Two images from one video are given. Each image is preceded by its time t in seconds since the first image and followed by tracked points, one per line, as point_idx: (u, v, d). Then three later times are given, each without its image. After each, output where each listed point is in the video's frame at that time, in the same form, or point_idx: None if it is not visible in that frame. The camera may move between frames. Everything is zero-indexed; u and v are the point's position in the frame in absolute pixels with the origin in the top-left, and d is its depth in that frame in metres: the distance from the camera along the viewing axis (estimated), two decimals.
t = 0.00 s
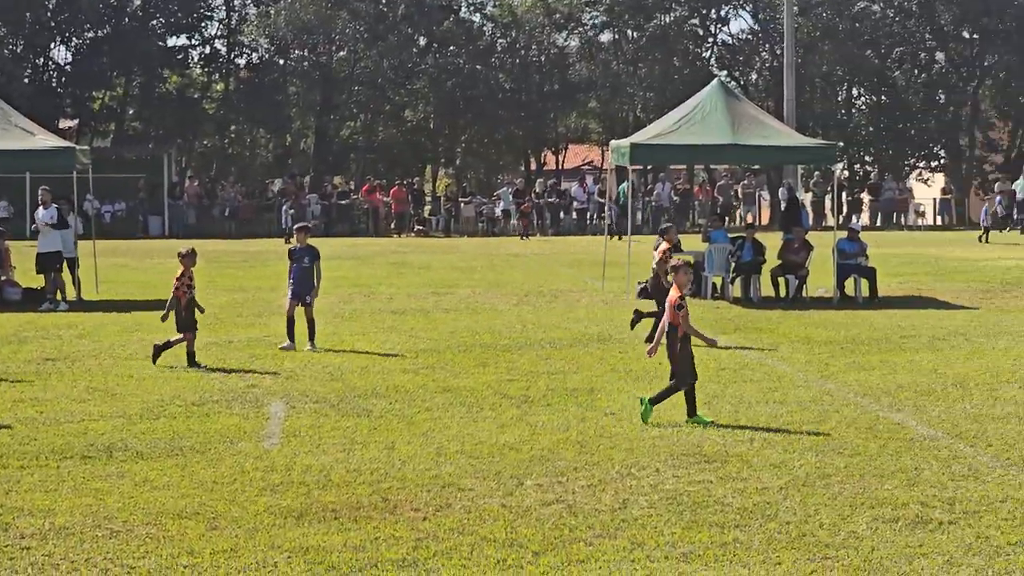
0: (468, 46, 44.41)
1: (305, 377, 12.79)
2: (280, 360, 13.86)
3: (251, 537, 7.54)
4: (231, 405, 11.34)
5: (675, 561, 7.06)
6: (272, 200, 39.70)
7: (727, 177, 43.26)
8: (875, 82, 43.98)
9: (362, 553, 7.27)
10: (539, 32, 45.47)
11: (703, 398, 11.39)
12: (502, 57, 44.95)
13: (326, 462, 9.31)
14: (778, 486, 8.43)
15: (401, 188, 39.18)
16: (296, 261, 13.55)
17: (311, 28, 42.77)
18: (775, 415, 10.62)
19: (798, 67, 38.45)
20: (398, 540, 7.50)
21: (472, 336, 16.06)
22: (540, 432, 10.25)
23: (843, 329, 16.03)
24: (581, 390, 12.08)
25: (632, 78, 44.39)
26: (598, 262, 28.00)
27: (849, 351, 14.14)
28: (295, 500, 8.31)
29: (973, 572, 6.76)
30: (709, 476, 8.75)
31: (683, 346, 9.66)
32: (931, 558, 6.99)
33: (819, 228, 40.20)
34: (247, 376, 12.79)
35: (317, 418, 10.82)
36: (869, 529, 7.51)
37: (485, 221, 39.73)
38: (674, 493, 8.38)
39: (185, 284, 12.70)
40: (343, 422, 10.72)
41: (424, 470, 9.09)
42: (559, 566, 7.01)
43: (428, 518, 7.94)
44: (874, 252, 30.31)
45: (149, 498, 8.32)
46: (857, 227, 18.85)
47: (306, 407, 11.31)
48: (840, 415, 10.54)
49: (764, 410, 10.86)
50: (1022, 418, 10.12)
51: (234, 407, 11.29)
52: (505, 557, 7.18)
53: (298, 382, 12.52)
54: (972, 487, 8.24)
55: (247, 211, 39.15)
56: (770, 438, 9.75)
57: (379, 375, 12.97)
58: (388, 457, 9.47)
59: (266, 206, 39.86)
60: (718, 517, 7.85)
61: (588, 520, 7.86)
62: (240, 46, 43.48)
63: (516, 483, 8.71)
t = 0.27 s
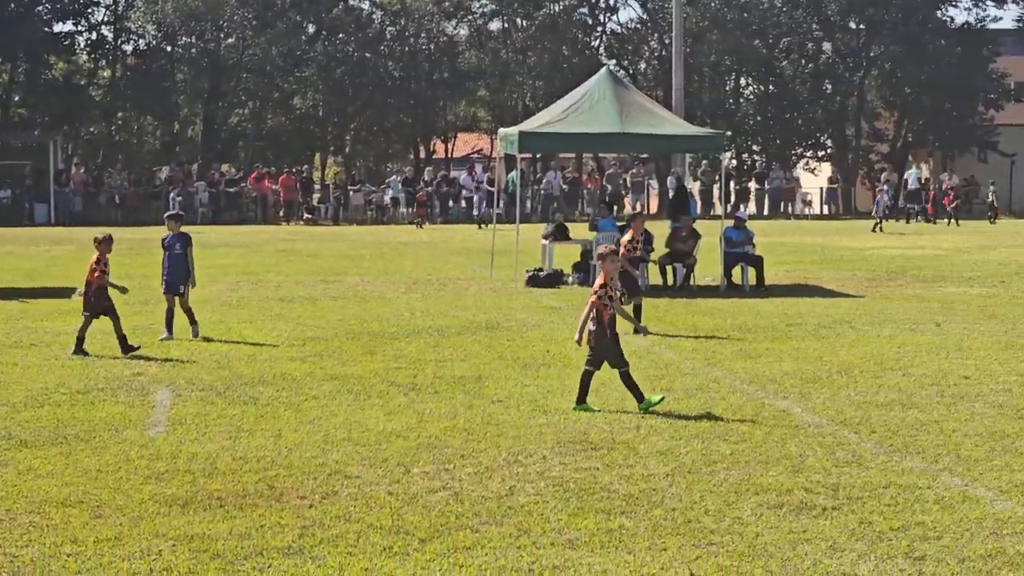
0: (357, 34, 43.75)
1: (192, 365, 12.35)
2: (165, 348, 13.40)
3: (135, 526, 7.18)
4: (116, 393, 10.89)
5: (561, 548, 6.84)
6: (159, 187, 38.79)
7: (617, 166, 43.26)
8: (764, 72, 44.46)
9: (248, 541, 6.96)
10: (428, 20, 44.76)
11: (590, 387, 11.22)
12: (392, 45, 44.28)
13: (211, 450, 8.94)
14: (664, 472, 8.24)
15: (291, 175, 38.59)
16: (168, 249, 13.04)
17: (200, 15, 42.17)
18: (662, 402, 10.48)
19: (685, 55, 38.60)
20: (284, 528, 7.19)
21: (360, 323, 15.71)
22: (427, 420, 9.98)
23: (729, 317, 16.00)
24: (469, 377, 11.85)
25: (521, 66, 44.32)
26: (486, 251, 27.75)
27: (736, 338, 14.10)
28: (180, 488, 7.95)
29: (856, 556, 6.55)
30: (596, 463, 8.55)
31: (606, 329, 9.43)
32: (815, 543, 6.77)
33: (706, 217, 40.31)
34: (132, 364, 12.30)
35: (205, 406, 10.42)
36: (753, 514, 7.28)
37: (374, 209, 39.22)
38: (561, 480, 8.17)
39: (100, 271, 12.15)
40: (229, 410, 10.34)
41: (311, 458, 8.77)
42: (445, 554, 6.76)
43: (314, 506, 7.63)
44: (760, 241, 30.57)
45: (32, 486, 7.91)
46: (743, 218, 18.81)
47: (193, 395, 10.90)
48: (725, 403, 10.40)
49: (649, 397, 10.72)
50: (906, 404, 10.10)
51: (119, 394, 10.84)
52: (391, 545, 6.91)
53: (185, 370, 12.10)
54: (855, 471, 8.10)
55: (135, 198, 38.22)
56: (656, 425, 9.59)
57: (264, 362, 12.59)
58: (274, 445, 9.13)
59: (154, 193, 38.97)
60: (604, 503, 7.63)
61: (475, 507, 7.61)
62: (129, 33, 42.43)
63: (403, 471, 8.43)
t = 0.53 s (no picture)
0: (254, 23, 42.97)
1: (86, 355, 12.00)
2: (59, 336, 13.01)
3: (27, 515, 6.92)
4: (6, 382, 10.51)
5: (456, 536, 6.70)
6: (52, 175, 37.89)
7: (515, 156, 43.20)
8: (661, 63, 44.72)
9: (141, 530, 6.73)
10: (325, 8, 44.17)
11: (486, 377, 11.09)
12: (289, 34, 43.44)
13: (104, 439, 8.65)
14: (559, 461, 8.13)
15: (187, 165, 37.76)
16: (50, 238, 12.63)
17: (95, 2, 40.82)
18: (557, 392, 10.38)
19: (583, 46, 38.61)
20: (177, 518, 6.97)
21: (256, 312, 15.41)
22: (323, 409, 9.77)
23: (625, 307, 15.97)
24: (366, 367, 11.65)
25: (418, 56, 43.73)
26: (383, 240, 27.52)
27: (633, 328, 14.07)
28: (72, 478, 7.67)
29: (748, 544, 6.44)
30: (491, 452, 8.42)
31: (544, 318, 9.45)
32: (708, 532, 6.65)
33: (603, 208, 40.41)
34: (24, 353, 11.91)
35: (98, 395, 10.09)
36: (648, 503, 7.19)
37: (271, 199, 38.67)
38: (456, 469, 8.02)
39: (25, 260, 11.72)
40: (124, 399, 10.04)
41: (205, 447, 8.51)
42: (338, 543, 6.58)
43: (209, 495, 7.40)
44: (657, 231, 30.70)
45: None
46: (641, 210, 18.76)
47: (86, 384, 10.57)
48: (620, 391, 10.36)
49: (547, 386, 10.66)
50: (800, 394, 10.10)
51: (9, 383, 10.47)
52: (285, 534, 6.72)
53: (78, 358, 11.74)
54: (750, 460, 8.03)
55: (27, 186, 37.28)
56: (552, 415, 9.49)
57: (159, 352, 12.27)
58: (168, 434, 8.87)
59: (47, 181, 38.07)
60: (498, 492, 7.50)
61: (370, 496, 7.44)
62: (23, 20, 40.97)
63: (298, 460, 8.22)
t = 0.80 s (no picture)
0: (166, 17, 41.63)
1: None
2: None
3: None
4: None
5: (367, 533, 6.57)
6: None
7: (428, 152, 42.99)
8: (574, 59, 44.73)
9: (49, 528, 6.53)
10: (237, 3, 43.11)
11: (397, 372, 10.94)
12: (201, 29, 42.38)
13: (10, 436, 8.37)
14: (471, 457, 8.04)
15: (98, 160, 37.01)
16: None
17: None
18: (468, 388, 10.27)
19: (496, 41, 38.56)
20: (86, 515, 6.77)
21: (168, 308, 15.10)
22: (233, 405, 9.56)
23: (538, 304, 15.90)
24: (277, 363, 11.43)
25: (331, 51, 43.73)
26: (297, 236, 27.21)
27: (545, 324, 14.00)
28: None
29: (660, 539, 6.37)
30: (403, 447, 8.31)
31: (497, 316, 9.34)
32: (619, 527, 6.58)
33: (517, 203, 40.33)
34: None
35: (4, 391, 9.77)
36: (558, 499, 7.12)
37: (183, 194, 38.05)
38: (367, 464, 7.89)
39: None
40: (32, 395, 9.73)
41: (114, 443, 8.28)
42: (250, 539, 6.43)
43: (118, 492, 7.20)
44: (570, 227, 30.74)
45: None
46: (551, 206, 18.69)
47: None
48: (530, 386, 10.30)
49: (458, 381, 10.56)
50: (711, 389, 10.09)
51: None
52: (196, 530, 6.55)
53: None
54: (660, 456, 7.98)
55: None
56: (465, 410, 9.37)
57: (66, 348, 11.94)
58: (77, 430, 8.62)
59: None
60: (409, 488, 7.39)
61: (282, 492, 7.28)
62: None
63: (209, 456, 8.03)
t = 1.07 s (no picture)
0: (92, 16, 41.13)
1: None
2: None
3: None
4: None
5: (292, 533, 6.45)
6: None
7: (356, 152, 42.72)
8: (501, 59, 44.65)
9: None
10: (164, 3, 42.35)
11: (324, 373, 10.81)
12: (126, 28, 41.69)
13: None
14: (398, 457, 7.94)
15: (21, 158, 36.35)
16: None
17: None
18: (395, 388, 10.16)
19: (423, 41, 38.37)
20: (9, 517, 6.60)
21: (92, 308, 14.82)
22: (159, 405, 9.38)
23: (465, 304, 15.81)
24: (204, 363, 11.26)
25: (259, 52, 43.36)
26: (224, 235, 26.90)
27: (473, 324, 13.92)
28: None
29: (585, 539, 6.32)
30: (330, 448, 8.18)
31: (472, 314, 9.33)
32: (545, 527, 6.52)
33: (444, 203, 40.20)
34: None
35: None
36: (485, 498, 7.05)
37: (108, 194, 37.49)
38: (293, 465, 7.76)
39: None
40: None
41: (38, 445, 8.09)
42: (174, 540, 6.30)
43: (41, 493, 7.03)
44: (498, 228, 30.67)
45: None
46: (477, 206, 18.62)
47: None
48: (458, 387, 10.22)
49: (386, 381, 10.45)
50: (637, 389, 10.07)
51: None
52: (119, 531, 6.41)
53: None
54: (586, 456, 7.94)
55: None
56: (392, 411, 9.27)
57: None
58: None
59: None
60: (335, 488, 7.28)
61: (207, 493, 7.14)
62: None
63: (133, 457, 7.86)
